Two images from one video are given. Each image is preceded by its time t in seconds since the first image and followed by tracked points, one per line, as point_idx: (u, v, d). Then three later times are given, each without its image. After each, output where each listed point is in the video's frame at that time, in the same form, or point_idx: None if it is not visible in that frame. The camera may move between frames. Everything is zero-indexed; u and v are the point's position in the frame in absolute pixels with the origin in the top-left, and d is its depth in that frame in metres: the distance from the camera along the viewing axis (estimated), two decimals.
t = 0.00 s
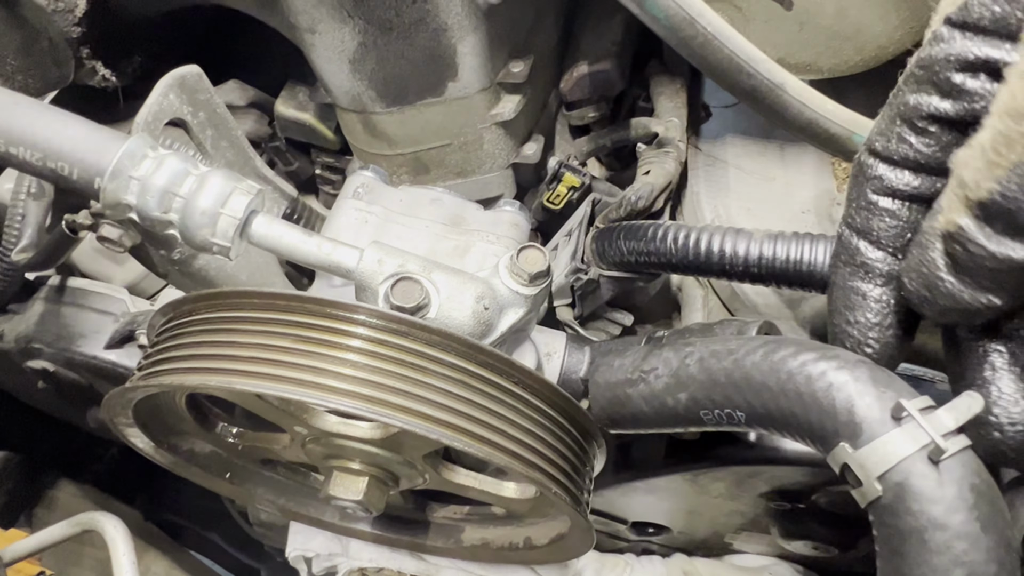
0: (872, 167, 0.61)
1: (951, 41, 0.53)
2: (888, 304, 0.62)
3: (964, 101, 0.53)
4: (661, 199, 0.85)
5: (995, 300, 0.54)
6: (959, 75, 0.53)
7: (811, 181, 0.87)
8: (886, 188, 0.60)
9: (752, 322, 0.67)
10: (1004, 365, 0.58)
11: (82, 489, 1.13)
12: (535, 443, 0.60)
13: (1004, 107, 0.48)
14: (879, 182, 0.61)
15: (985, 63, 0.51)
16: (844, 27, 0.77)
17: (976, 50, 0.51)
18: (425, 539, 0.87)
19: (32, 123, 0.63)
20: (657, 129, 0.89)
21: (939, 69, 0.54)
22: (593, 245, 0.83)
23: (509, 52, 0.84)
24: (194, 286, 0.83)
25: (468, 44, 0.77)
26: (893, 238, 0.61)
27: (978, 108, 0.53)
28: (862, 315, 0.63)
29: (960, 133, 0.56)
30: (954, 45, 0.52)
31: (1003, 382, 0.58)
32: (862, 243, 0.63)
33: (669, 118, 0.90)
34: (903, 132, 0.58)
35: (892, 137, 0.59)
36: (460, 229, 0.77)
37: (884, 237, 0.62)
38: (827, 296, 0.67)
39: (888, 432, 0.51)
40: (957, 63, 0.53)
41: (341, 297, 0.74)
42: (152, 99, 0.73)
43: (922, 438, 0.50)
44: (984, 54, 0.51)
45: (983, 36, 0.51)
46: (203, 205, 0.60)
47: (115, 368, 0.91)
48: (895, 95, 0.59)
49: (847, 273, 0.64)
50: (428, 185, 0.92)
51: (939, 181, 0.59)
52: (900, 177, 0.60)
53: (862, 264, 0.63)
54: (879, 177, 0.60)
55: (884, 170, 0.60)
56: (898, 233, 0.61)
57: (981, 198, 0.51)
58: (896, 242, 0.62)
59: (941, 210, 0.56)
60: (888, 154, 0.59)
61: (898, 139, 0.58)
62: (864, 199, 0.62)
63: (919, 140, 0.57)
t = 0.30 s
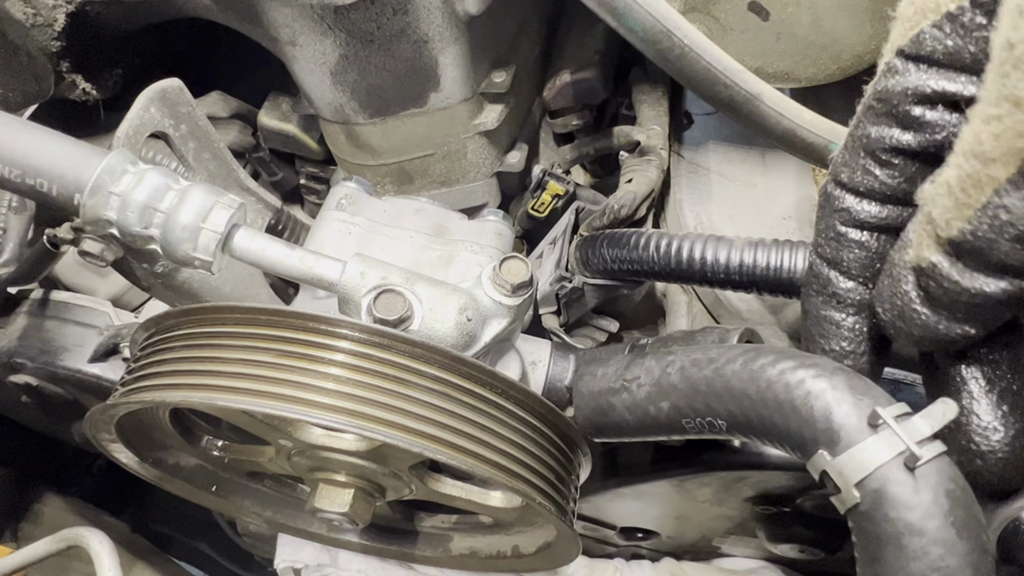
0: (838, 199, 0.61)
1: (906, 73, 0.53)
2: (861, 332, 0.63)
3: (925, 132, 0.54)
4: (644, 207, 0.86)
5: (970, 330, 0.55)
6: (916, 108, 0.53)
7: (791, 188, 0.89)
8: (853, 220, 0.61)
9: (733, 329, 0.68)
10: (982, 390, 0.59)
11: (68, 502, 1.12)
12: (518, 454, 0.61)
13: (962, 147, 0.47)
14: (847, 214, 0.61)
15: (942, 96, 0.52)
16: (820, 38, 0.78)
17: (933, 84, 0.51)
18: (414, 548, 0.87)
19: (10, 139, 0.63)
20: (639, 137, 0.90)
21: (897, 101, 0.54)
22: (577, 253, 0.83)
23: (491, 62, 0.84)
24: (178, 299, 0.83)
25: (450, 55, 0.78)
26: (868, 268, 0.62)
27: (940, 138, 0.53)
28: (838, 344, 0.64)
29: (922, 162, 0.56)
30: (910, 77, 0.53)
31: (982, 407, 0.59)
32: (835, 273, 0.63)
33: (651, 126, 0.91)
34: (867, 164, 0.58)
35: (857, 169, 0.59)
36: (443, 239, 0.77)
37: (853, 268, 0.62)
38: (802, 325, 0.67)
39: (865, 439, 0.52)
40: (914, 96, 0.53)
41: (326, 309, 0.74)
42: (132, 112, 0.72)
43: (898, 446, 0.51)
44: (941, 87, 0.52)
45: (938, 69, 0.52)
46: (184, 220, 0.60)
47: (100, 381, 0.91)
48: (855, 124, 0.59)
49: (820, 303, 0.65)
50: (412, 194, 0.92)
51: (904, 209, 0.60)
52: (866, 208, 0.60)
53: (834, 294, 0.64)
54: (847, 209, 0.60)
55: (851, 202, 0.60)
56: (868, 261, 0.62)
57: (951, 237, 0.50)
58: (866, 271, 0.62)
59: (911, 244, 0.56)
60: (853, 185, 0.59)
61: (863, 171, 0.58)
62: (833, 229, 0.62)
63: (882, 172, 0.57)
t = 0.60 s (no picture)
0: (834, 217, 0.58)
1: (902, 85, 0.52)
2: (865, 351, 0.62)
3: (927, 145, 0.52)
4: (639, 210, 0.86)
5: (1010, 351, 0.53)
6: (917, 120, 0.52)
7: (785, 189, 0.89)
8: (852, 238, 0.58)
9: (728, 331, 0.68)
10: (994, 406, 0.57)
11: (63, 507, 1.11)
12: (514, 457, 0.61)
13: (986, 165, 0.47)
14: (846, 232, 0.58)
15: (943, 108, 0.51)
16: (813, 40, 0.79)
17: (935, 95, 0.50)
18: (410, 551, 0.87)
19: (3, 144, 0.63)
20: (633, 139, 0.90)
21: (895, 114, 0.52)
22: (572, 255, 0.83)
23: (485, 66, 0.84)
24: (173, 304, 0.83)
25: (444, 59, 0.78)
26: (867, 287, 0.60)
27: (943, 150, 0.52)
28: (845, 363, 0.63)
29: (922, 176, 0.55)
30: (907, 88, 0.51)
31: (997, 423, 0.57)
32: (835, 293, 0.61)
33: (645, 128, 0.91)
34: (865, 180, 0.56)
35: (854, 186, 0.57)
36: (438, 243, 0.77)
37: (853, 286, 0.60)
38: (804, 345, 0.65)
39: (858, 439, 0.52)
40: (914, 109, 0.51)
41: (321, 313, 0.74)
42: (126, 117, 0.72)
43: (892, 446, 0.51)
44: (942, 98, 0.50)
45: (938, 80, 0.51)
46: (178, 224, 0.60)
47: (95, 387, 0.90)
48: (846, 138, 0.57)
49: (822, 323, 0.63)
50: (408, 197, 0.92)
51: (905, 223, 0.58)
52: (865, 225, 0.57)
53: (836, 313, 0.62)
54: (845, 227, 0.58)
55: (848, 219, 0.58)
56: (872, 279, 0.60)
57: (984, 260, 0.49)
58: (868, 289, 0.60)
59: (934, 267, 0.55)
60: (850, 203, 0.57)
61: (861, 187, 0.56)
62: (831, 248, 0.60)
63: (882, 187, 0.55)
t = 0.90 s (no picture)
0: (849, 221, 0.58)
1: (909, 89, 0.50)
2: (890, 350, 0.62)
3: (936, 148, 0.51)
4: (638, 210, 0.86)
5: None
6: (923, 123, 0.50)
7: (784, 189, 0.89)
8: (868, 241, 0.58)
9: (727, 331, 0.68)
10: None
11: (62, 510, 1.11)
12: (513, 457, 0.61)
13: (999, 173, 0.46)
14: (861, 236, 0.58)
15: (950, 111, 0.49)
16: (811, 40, 0.79)
17: (942, 99, 0.49)
18: (410, 552, 0.87)
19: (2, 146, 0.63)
20: (632, 139, 0.90)
21: (903, 120, 0.51)
22: (571, 256, 0.83)
23: (484, 66, 0.84)
24: (171, 305, 0.83)
25: (443, 59, 0.78)
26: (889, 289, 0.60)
27: (954, 152, 0.51)
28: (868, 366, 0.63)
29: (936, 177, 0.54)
30: (912, 93, 0.50)
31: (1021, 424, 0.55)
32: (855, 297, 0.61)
33: (644, 128, 0.91)
34: (877, 183, 0.55)
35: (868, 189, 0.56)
36: (437, 243, 0.77)
37: (874, 287, 0.60)
38: (827, 345, 0.66)
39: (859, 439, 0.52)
40: (920, 112, 0.50)
41: (321, 314, 0.74)
42: (124, 119, 0.72)
43: (892, 445, 0.51)
44: (950, 102, 0.49)
45: (945, 82, 0.49)
46: (177, 226, 0.60)
47: (93, 388, 0.90)
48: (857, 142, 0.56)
49: (844, 324, 0.63)
50: (406, 198, 0.92)
51: (922, 224, 0.57)
52: (879, 228, 0.57)
53: (857, 315, 0.62)
54: (859, 231, 0.58)
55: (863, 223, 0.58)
56: (891, 282, 0.59)
57: (1004, 267, 0.47)
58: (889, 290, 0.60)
59: (953, 271, 0.54)
60: (864, 206, 0.57)
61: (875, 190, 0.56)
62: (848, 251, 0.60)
63: (893, 190, 0.55)
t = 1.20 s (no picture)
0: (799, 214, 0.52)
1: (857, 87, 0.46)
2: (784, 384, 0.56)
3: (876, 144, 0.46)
4: (637, 210, 0.86)
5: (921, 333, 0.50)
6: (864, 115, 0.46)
7: (783, 189, 0.89)
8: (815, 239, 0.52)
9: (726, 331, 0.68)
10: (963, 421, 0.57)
11: (62, 510, 1.11)
12: (513, 458, 0.61)
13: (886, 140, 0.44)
14: (813, 274, 0.53)
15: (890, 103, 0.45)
16: (810, 40, 0.79)
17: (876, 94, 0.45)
18: (410, 553, 0.87)
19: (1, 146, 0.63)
20: (631, 140, 0.90)
21: (848, 113, 0.47)
22: (570, 256, 0.83)
23: (483, 67, 0.84)
24: (171, 305, 0.83)
25: (442, 60, 0.78)
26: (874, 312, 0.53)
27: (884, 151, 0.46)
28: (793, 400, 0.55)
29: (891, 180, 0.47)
30: (860, 88, 0.46)
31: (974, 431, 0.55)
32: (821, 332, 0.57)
33: (643, 128, 0.91)
34: (824, 178, 0.50)
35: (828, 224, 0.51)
36: (437, 243, 0.77)
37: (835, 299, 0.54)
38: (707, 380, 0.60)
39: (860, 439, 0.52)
40: (863, 105, 0.46)
41: (321, 314, 0.74)
42: (123, 119, 0.72)
43: (891, 445, 0.51)
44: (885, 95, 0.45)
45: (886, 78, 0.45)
46: (176, 226, 0.60)
47: (93, 389, 0.90)
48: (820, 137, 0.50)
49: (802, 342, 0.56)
50: (406, 199, 0.92)
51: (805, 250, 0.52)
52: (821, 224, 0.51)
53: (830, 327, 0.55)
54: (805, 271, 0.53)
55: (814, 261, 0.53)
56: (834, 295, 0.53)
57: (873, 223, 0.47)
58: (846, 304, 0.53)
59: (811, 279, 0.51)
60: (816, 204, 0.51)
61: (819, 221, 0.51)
62: (802, 291, 0.55)
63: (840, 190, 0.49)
